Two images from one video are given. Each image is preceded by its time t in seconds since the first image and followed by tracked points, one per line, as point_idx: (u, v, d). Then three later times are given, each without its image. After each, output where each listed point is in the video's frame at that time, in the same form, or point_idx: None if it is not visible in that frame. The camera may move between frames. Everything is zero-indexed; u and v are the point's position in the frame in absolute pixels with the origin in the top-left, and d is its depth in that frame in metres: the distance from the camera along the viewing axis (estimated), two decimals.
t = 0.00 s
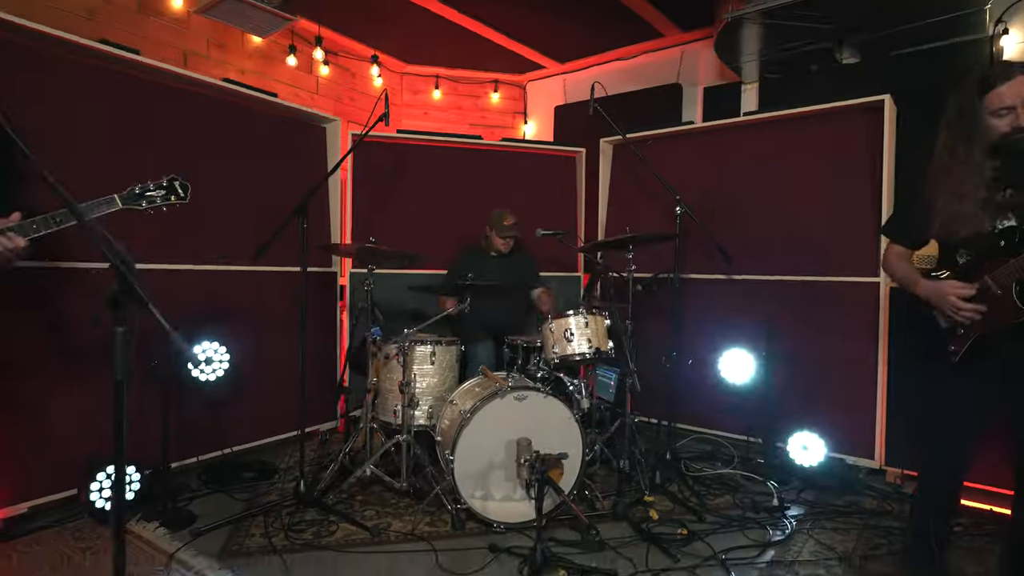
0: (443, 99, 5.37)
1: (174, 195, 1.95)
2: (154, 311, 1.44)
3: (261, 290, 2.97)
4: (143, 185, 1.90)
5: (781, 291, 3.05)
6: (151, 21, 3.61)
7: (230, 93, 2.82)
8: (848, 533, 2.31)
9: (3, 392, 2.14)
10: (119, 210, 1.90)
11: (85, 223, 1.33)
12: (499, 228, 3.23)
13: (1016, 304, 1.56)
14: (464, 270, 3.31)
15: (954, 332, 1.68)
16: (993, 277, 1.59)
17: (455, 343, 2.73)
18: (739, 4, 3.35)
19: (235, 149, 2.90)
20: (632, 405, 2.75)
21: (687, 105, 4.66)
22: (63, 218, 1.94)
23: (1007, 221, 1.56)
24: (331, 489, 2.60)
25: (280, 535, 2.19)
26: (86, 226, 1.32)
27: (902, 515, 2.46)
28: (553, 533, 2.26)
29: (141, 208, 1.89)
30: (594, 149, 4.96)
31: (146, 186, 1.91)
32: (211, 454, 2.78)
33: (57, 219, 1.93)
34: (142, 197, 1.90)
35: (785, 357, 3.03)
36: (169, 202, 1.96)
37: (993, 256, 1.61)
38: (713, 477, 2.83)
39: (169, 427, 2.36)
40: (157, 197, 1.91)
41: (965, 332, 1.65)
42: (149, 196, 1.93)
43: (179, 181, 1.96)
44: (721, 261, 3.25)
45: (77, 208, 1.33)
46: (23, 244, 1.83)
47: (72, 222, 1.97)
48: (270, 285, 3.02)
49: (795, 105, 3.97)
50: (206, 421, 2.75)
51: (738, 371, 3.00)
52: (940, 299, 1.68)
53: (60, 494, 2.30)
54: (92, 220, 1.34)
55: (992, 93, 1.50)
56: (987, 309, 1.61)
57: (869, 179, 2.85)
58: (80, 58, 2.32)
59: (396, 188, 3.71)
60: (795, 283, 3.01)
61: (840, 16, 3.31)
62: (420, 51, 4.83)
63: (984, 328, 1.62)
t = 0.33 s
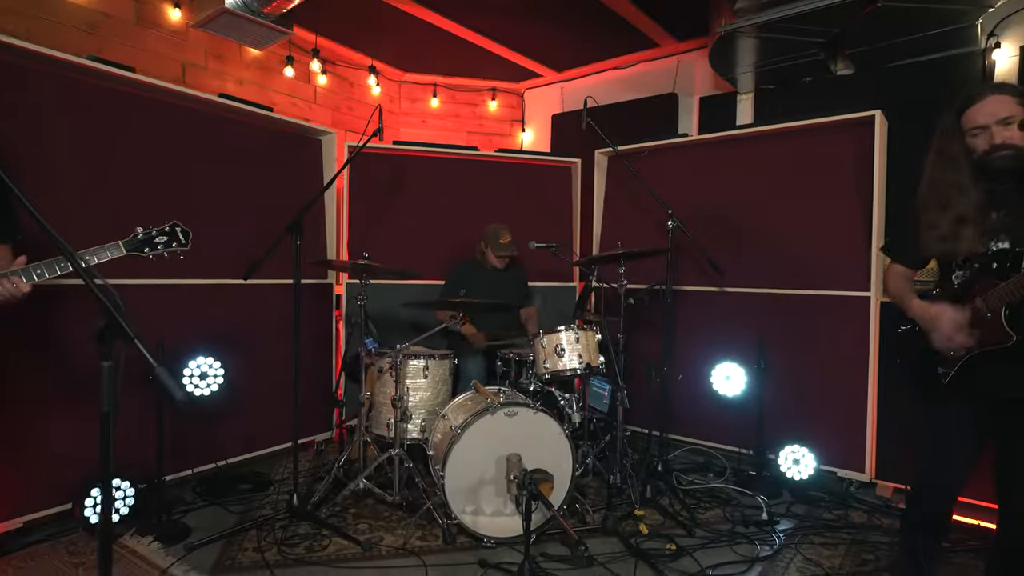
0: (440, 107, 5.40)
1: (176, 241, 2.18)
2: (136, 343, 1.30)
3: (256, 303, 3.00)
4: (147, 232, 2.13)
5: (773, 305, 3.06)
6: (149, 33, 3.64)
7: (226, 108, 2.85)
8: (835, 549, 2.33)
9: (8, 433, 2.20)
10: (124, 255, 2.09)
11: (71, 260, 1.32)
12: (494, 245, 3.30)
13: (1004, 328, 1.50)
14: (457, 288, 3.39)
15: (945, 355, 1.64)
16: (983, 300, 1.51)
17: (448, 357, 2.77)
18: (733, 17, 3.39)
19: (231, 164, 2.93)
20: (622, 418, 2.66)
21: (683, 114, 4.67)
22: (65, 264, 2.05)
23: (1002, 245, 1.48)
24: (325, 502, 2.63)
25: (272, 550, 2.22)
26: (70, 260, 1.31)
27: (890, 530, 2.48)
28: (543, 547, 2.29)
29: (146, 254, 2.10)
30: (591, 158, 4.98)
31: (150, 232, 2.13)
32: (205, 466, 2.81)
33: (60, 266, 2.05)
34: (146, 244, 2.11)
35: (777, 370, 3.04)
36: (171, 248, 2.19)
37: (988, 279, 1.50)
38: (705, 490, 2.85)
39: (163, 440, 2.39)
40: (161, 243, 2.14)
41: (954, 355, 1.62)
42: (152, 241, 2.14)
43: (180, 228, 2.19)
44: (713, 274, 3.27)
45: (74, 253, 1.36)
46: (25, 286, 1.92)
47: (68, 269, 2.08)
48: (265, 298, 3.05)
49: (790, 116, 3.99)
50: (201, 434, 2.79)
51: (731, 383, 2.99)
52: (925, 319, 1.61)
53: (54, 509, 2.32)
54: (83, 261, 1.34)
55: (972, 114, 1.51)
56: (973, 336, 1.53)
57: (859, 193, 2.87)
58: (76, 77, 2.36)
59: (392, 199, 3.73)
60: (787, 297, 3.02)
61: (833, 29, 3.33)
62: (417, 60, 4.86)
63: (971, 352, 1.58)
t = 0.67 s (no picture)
0: (427, 113, 5.39)
1: (160, 241, 2.13)
2: (136, 374, 1.38)
3: (244, 314, 2.98)
4: (130, 235, 2.09)
5: (757, 315, 3.13)
6: (133, 38, 3.59)
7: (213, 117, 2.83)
8: (818, 556, 2.39)
9: None
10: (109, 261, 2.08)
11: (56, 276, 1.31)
12: (479, 242, 3.33)
13: (973, 354, 1.66)
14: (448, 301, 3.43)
15: (917, 372, 1.83)
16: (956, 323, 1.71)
17: (439, 368, 2.78)
18: (719, 31, 3.47)
19: (218, 173, 2.91)
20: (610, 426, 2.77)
21: (668, 124, 4.73)
22: (43, 275, 2.01)
23: (976, 269, 1.69)
24: (315, 515, 2.62)
25: (263, 566, 2.21)
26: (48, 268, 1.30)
27: (870, 536, 2.55)
28: (535, 559, 2.31)
29: (132, 258, 2.09)
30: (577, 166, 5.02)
31: (133, 235, 2.09)
32: (192, 479, 2.79)
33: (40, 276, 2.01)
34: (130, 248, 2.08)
35: (761, 379, 3.11)
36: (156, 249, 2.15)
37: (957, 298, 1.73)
38: (691, 498, 2.89)
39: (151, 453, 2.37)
40: (144, 244, 2.11)
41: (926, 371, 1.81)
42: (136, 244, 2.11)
43: (164, 229, 2.14)
44: (699, 284, 3.32)
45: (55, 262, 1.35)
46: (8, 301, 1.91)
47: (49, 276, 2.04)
48: (252, 308, 3.02)
49: (774, 127, 4.08)
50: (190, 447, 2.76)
51: (717, 393, 3.06)
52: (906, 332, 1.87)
53: (38, 527, 2.29)
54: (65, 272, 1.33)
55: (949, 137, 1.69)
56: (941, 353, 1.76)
57: (840, 207, 2.94)
58: (60, 87, 2.33)
59: (381, 207, 3.74)
60: (771, 308, 3.09)
61: (815, 44, 3.41)
62: (404, 66, 4.86)
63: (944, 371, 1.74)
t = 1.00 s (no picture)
0: (400, 117, 5.35)
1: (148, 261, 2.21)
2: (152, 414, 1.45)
3: (221, 326, 2.91)
4: (119, 258, 2.16)
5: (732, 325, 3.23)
6: (97, 36, 3.45)
7: (188, 125, 2.74)
8: (793, 559, 2.49)
9: None
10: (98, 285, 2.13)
11: (62, 307, 1.37)
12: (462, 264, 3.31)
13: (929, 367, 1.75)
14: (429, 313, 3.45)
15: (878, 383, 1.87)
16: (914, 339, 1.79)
17: (423, 381, 2.77)
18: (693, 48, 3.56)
19: (193, 181, 2.82)
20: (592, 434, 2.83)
21: (642, 134, 4.82)
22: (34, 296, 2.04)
23: (928, 289, 1.81)
24: (298, 531, 2.58)
25: None
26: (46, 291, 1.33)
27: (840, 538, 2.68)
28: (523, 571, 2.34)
29: (121, 279, 2.15)
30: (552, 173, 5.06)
31: (122, 258, 2.17)
32: (168, 497, 2.70)
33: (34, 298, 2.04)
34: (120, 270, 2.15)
35: (735, 387, 3.21)
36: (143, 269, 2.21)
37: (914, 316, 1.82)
38: (671, 505, 2.96)
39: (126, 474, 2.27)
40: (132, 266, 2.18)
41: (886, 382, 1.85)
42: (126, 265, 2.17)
43: (151, 250, 2.22)
44: (676, 295, 3.41)
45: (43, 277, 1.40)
46: None
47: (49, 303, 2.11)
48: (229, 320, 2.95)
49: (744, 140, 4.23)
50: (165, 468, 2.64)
51: (695, 402, 3.19)
52: (863, 350, 1.92)
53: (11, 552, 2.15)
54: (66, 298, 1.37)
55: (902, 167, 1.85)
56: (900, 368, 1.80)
57: (811, 221, 3.07)
58: (30, 92, 2.22)
59: (359, 215, 3.70)
60: (745, 318, 3.20)
61: (784, 63, 3.55)
62: (378, 70, 4.81)
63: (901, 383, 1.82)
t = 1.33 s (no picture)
0: (361, 119, 5.31)
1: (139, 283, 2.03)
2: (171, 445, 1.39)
3: (186, 338, 2.78)
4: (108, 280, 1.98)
5: (697, 331, 3.37)
6: (40, 27, 3.23)
7: (151, 126, 2.61)
8: (759, 554, 2.64)
9: None
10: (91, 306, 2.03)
11: (60, 328, 1.26)
12: (436, 270, 3.32)
13: (866, 375, 1.96)
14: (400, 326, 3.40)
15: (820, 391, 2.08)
16: (852, 348, 2.02)
17: (400, 391, 2.76)
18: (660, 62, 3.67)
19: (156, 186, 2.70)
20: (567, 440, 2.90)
21: (604, 142, 4.93)
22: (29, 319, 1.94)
23: (861, 307, 2.08)
24: (274, 548, 2.51)
25: None
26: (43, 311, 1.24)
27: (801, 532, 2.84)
28: None
29: (111, 304, 2.00)
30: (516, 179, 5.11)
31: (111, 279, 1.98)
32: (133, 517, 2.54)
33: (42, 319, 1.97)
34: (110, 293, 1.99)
35: (699, 391, 3.36)
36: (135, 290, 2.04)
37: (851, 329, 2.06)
38: (642, 507, 3.07)
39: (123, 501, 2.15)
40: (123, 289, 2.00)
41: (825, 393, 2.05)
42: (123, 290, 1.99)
43: (142, 271, 2.03)
44: (644, 301, 3.53)
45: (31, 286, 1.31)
46: None
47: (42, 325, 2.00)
48: (194, 330, 2.83)
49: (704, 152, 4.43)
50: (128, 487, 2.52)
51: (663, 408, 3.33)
52: (812, 359, 2.09)
53: None
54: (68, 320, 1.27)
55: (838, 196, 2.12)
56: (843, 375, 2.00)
57: (771, 233, 3.24)
58: None
59: (326, 221, 3.63)
60: (709, 325, 3.34)
61: (741, 81, 3.75)
62: (340, 70, 4.72)
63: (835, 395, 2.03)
